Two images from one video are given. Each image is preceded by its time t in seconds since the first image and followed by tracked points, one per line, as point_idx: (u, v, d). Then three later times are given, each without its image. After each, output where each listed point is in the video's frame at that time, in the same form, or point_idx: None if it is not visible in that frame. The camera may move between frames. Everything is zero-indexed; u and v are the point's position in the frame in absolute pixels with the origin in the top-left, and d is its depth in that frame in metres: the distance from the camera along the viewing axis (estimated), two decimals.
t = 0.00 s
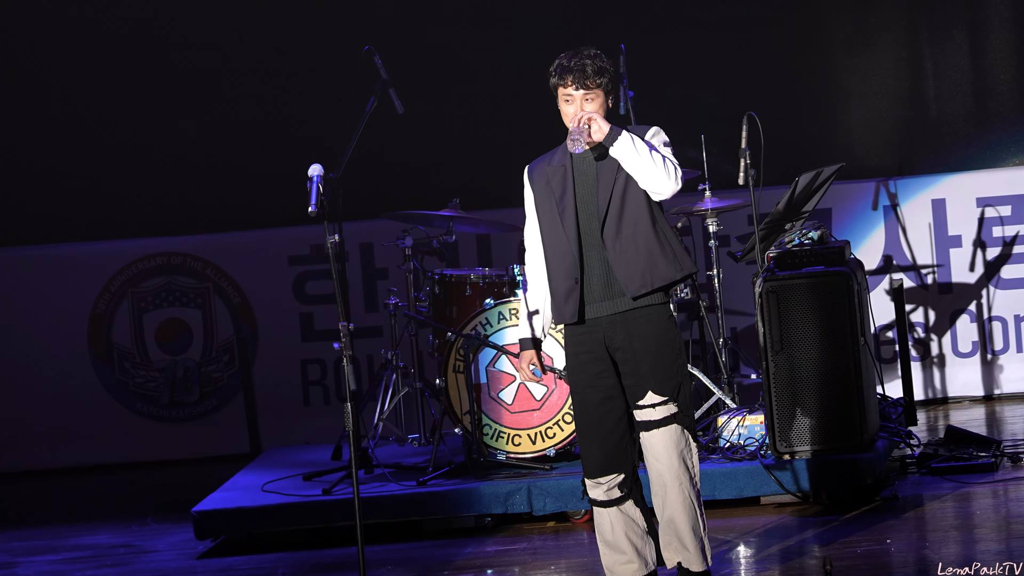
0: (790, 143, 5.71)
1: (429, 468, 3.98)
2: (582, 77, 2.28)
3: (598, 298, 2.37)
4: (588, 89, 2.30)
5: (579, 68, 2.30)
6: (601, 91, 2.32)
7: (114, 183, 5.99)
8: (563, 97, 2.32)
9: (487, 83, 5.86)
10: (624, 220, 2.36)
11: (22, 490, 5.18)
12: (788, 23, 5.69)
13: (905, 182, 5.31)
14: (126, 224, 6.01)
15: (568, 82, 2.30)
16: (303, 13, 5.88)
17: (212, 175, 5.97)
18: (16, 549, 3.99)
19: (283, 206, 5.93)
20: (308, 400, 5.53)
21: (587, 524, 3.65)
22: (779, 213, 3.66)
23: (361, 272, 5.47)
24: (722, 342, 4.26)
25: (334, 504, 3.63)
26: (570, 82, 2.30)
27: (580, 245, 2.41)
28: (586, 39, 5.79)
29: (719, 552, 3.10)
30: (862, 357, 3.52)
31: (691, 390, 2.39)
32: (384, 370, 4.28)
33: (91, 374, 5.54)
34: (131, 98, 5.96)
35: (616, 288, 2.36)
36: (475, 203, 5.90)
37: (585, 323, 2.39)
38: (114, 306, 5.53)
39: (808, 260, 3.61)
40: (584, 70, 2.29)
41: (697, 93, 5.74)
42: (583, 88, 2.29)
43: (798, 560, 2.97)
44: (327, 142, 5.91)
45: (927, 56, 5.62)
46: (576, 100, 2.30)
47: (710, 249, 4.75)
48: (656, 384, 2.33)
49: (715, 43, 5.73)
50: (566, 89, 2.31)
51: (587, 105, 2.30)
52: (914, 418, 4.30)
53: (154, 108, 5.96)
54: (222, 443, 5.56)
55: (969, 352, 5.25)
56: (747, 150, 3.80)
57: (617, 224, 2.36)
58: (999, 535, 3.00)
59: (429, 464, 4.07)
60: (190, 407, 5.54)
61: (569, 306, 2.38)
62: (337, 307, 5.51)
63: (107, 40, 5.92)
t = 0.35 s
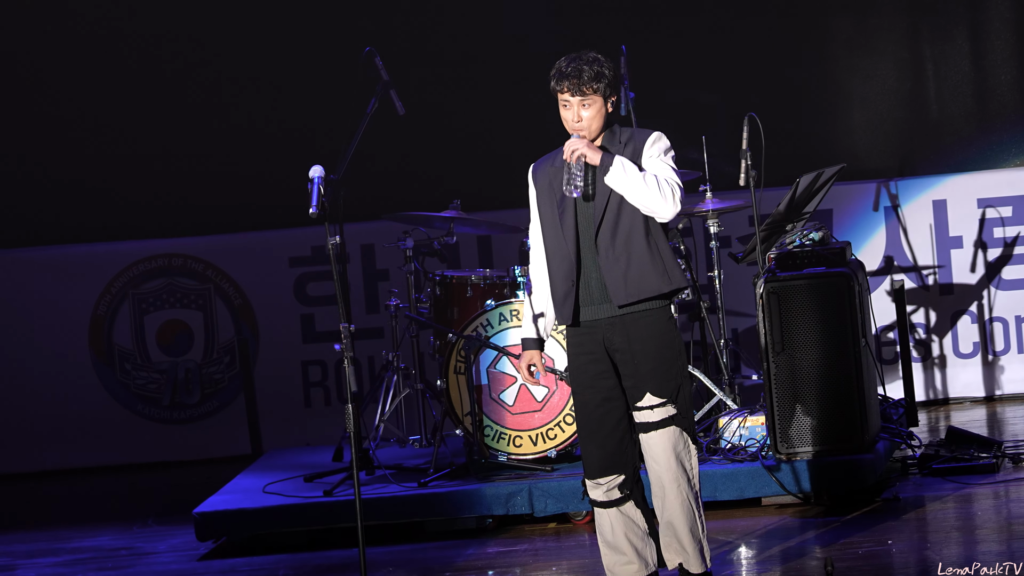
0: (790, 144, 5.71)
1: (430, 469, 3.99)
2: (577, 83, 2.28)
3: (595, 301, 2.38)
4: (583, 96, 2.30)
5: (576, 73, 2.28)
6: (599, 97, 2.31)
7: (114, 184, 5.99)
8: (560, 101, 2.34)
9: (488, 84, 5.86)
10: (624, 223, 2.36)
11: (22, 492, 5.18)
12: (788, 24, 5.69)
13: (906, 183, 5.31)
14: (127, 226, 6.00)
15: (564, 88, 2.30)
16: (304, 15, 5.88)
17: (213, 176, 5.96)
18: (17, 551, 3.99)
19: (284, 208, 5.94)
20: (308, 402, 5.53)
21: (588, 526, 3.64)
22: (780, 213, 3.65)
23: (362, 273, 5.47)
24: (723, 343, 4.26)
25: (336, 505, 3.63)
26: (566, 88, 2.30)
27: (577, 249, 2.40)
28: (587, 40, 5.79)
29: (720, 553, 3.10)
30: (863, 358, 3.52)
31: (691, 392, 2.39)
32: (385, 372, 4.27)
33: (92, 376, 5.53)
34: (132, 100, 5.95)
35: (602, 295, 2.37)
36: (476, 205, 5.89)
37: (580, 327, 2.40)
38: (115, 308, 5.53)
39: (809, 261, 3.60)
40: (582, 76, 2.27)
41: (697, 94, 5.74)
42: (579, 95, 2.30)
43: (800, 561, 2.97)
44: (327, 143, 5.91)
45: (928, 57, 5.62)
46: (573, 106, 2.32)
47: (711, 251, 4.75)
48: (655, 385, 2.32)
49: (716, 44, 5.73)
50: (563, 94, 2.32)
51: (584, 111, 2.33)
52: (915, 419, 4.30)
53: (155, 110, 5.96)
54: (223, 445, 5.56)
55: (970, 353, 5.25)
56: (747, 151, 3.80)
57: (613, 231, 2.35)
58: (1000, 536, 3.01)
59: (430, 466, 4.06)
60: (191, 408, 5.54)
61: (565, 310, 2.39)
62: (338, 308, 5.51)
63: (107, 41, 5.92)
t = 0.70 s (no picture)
0: (789, 146, 5.71)
1: (428, 471, 3.99)
2: (575, 90, 2.28)
3: (592, 304, 2.38)
4: (582, 101, 2.31)
5: (575, 78, 2.29)
6: (598, 102, 2.31)
7: (113, 185, 5.99)
8: (560, 106, 2.35)
9: (486, 85, 5.86)
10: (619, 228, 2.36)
11: (20, 493, 5.18)
12: (787, 26, 5.69)
13: (905, 185, 5.30)
14: (125, 226, 6.00)
15: (563, 93, 2.31)
16: (302, 16, 5.88)
17: (211, 177, 5.96)
18: (15, 551, 3.99)
19: (283, 209, 5.95)
20: (307, 403, 5.53)
21: (586, 527, 3.64)
22: (777, 215, 3.65)
23: (361, 274, 5.48)
24: (721, 345, 4.26)
25: (334, 506, 3.63)
26: (565, 93, 2.30)
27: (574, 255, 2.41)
28: (585, 42, 5.79)
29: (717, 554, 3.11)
30: (862, 360, 3.52)
31: (690, 394, 2.39)
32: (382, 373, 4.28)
33: (91, 377, 5.53)
34: (130, 101, 5.96)
35: (596, 301, 2.38)
36: (474, 206, 5.89)
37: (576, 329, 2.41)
38: (114, 308, 5.53)
39: (808, 262, 3.62)
40: (579, 82, 2.28)
41: (696, 95, 5.74)
42: (577, 100, 2.31)
43: (798, 562, 2.97)
44: (326, 144, 5.91)
45: (927, 58, 5.62)
46: (572, 110, 2.33)
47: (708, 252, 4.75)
48: (653, 387, 2.32)
49: (714, 46, 5.73)
50: (562, 99, 2.33)
51: (583, 116, 2.33)
52: (913, 421, 4.30)
53: (153, 110, 5.96)
54: (221, 446, 5.56)
55: (968, 354, 5.25)
56: (746, 153, 3.79)
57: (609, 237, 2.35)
58: (997, 537, 3.01)
59: (428, 467, 4.07)
60: (190, 410, 5.54)
61: (561, 312, 2.40)
62: (336, 309, 5.51)
63: (106, 42, 5.92)
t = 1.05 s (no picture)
0: (790, 146, 5.71)
1: (429, 472, 3.99)
2: (581, 94, 2.28)
3: (594, 304, 2.38)
4: (587, 104, 2.30)
5: (580, 82, 2.29)
6: (602, 105, 2.31)
7: (113, 186, 5.99)
8: (564, 109, 2.34)
9: (486, 86, 5.86)
10: (623, 232, 2.36)
11: (21, 494, 5.18)
12: (787, 26, 5.69)
13: (905, 186, 5.30)
14: (125, 227, 6.00)
15: (568, 97, 2.31)
16: (303, 16, 5.88)
17: (211, 178, 5.96)
18: (15, 552, 3.98)
19: (283, 210, 5.95)
20: (308, 404, 5.53)
21: (587, 528, 3.64)
22: (777, 215, 3.65)
23: (361, 275, 5.47)
24: (722, 345, 4.25)
25: (334, 507, 3.63)
26: (570, 97, 2.30)
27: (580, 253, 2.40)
28: (585, 43, 5.79)
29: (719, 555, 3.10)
30: (863, 360, 3.52)
31: (692, 395, 2.39)
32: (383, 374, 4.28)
33: (91, 378, 5.53)
34: (131, 102, 5.96)
35: (600, 302, 2.37)
36: (474, 206, 5.89)
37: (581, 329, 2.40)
38: (115, 309, 5.53)
39: (807, 263, 3.65)
40: (584, 86, 2.28)
41: (696, 96, 5.74)
42: (582, 103, 2.30)
43: (799, 563, 2.97)
44: (326, 145, 5.91)
45: (927, 58, 5.62)
46: (577, 114, 2.33)
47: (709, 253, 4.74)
48: (656, 388, 2.32)
49: (715, 46, 5.73)
50: (567, 102, 2.32)
51: (588, 119, 2.33)
52: (914, 421, 4.29)
53: (154, 111, 5.96)
54: (222, 447, 5.56)
55: (969, 355, 5.25)
56: (747, 152, 3.78)
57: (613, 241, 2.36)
58: (998, 537, 3.01)
59: (428, 468, 4.06)
60: (190, 411, 5.54)
61: (564, 313, 2.39)
62: (337, 310, 5.51)
63: (107, 43, 5.92)
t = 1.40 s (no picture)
0: (790, 146, 5.71)
1: (429, 472, 3.99)
2: (585, 93, 2.28)
3: (597, 305, 2.38)
4: (591, 105, 2.31)
5: (583, 82, 2.29)
6: (606, 105, 2.32)
7: (113, 186, 5.99)
8: (568, 109, 2.34)
9: (487, 86, 5.86)
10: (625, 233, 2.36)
11: (21, 495, 5.18)
12: (787, 27, 5.69)
13: (905, 187, 5.30)
14: (125, 227, 6.00)
15: (572, 96, 2.31)
16: (304, 18, 5.88)
17: (212, 178, 5.96)
18: (15, 553, 3.98)
19: (283, 210, 5.95)
20: (308, 404, 5.53)
21: (587, 528, 3.64)
22: (779, 216, 3.65)
23: (362, 276, 5.47)
24: (722, 346, 4.26)
25: (334, 507, 3.63)
26: (573, 97, 2.30)
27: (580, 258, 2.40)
28: (586, 43, 5.79)
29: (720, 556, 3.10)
30: (864, 361, 3.52)
31: (693, 395, 2.39)
32: (384, 374, 4.28)
33: (92, 379, 5.53)
34: (131, 102, 5.96)
35: (603, 302, 2.37)
36: (475, 207, 5.89)
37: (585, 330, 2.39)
38: (115, 310, 5.53)
39: (808, 264, 3.66)
40: (588, 86, 2.28)
41: (696, 96, 5.74)
42: (586, 103, 2.31)
43: (800, 563, 2.97)
44: (327, 145, 5.91)
45: (927, 59, 5.62)
46: (581, 114, 2.32)
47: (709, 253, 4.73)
48: (657, 388, 2.32)
49: (715, 46, 5.74)
50: (570, 102, 2.32)
51: (591, 120, 2.33)
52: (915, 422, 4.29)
53: (154, 111, 5.96)
54: (222, 447, 5.56)
55: (969, 355, 5.25)
56: (747, 153, 3.78)
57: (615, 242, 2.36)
58: (998, 538, 3.01)
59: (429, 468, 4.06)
60: (191, 411, 5.54)
61: (566, 314, 2.38)
62: (337, 311, 5.51)
63: (107, 43, 5.92)
